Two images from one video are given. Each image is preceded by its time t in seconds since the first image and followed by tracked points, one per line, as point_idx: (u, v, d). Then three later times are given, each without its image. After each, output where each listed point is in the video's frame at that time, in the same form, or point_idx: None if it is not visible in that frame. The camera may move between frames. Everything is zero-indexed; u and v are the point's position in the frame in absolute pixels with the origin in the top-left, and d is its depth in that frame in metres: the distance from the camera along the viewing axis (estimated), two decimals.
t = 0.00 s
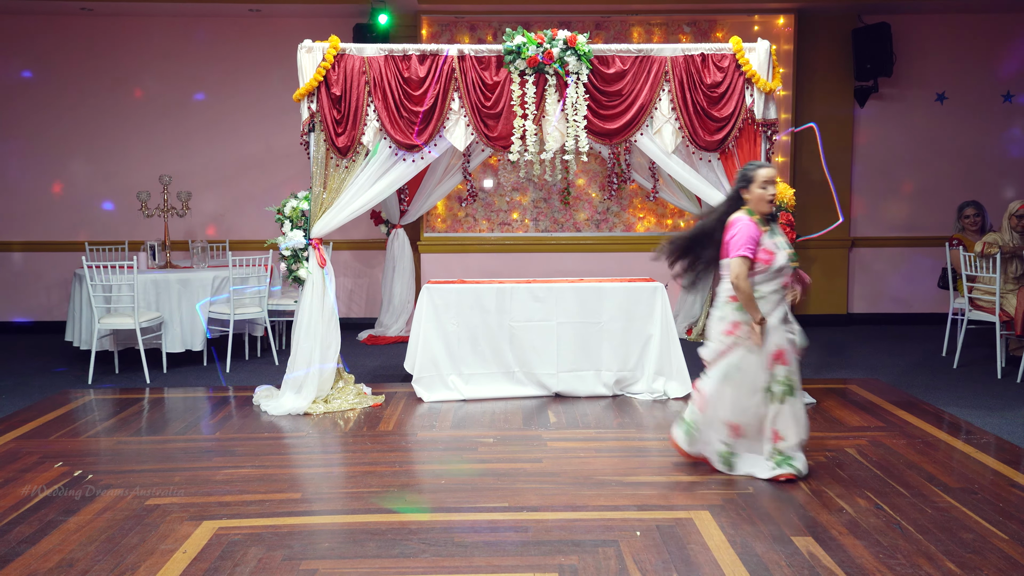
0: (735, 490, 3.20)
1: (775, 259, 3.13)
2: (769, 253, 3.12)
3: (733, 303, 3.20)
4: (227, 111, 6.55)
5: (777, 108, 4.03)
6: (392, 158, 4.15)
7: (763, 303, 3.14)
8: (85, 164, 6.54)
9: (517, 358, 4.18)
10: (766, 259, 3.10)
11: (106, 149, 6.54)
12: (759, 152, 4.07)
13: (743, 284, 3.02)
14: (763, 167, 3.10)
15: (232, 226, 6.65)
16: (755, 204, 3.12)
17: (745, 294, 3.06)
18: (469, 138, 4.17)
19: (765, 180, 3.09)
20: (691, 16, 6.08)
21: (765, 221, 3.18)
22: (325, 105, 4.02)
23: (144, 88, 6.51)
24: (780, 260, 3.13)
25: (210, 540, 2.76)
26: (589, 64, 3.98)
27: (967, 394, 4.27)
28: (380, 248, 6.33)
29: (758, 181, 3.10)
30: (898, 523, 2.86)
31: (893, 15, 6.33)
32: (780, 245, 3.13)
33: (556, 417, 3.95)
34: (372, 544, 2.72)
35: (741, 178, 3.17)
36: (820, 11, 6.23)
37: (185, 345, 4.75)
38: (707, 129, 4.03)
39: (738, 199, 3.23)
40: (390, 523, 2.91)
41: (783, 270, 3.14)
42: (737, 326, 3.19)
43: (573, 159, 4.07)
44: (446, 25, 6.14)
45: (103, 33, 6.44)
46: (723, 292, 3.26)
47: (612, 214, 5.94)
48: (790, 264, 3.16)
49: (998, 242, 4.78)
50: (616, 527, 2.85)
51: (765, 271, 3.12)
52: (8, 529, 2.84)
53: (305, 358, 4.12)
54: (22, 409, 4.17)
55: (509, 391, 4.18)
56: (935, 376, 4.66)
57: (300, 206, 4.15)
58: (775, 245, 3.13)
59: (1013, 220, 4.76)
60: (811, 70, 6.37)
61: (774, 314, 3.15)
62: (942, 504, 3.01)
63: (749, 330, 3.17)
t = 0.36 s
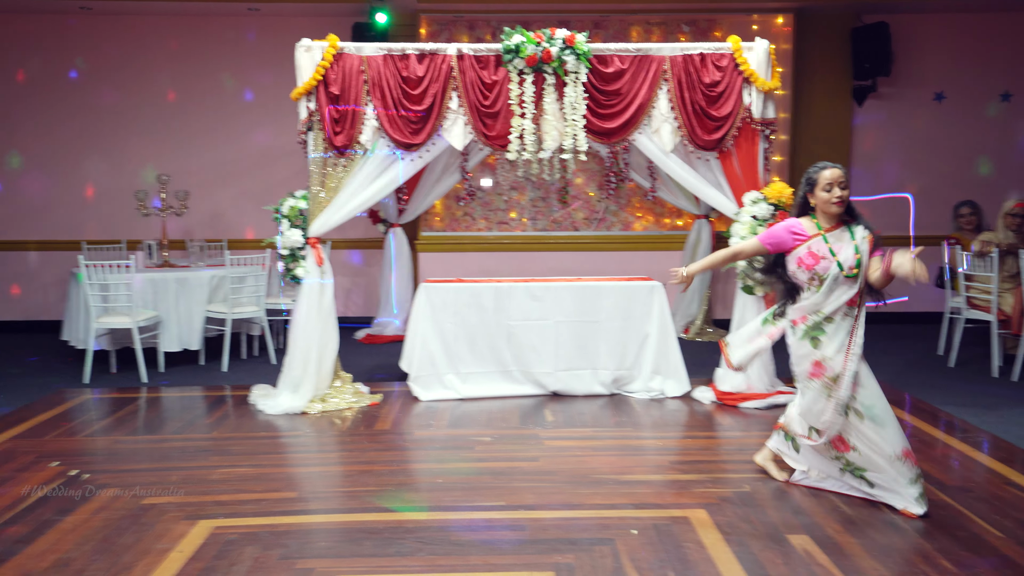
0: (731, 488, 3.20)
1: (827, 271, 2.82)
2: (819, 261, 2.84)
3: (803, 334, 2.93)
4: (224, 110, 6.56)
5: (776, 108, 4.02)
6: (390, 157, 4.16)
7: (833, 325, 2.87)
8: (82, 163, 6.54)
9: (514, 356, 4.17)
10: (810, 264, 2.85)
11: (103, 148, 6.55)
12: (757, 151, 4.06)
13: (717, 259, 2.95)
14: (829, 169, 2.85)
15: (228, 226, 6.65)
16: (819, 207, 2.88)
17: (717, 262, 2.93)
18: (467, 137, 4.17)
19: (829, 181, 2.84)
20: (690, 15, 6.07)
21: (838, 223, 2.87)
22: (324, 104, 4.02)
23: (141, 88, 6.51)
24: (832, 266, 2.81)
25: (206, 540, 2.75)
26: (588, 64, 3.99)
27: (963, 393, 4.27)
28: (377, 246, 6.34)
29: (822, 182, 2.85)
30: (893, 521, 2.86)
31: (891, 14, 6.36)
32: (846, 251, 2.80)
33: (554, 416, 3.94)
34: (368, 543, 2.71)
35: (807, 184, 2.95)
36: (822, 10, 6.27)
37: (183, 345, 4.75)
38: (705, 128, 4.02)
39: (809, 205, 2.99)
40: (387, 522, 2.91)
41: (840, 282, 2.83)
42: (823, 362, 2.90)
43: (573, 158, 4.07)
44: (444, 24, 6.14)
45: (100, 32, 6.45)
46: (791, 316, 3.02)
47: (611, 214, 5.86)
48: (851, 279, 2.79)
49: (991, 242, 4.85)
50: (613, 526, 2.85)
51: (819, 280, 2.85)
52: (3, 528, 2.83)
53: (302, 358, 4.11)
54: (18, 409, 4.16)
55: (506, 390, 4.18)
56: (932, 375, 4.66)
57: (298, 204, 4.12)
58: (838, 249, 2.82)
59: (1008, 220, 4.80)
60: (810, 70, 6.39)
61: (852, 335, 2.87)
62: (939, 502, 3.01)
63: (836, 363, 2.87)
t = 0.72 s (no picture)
0: (654, 481, 3.23)
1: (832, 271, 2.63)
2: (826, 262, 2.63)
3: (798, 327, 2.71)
4: (148, 106, 6.39)
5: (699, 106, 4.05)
6: (314, 154, 4.10)
7: (833, 319, 2.67)
8: None
9: (440, 354, 4.15)
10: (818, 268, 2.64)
11: (20, 145, 6.30)
12: (680, 148, 4.08)
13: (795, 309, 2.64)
14: (832, 165, 2.64)
15: (149, 224, 6.47)
16: (820, 206, 2.66)
17: (807, 321, 2.60)
18: (393, 133, 4.13)
19: (833, 178, 2.62)
20: (614, 14, 6.15)
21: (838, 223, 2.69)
22: (246, 99, 3.92)
23: (60, 82, 6.29)
24: (841, 270, 2.63)
25: (121, 548, 2.66)
26: (515, 61, 3.97)
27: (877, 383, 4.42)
28: (300, 245, 6.25)
29: (825, 179, 2.63)
30: (809, 509, 2.93)
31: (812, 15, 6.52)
32: (850, 251, 2.63)
33: (480, 413, 3.94)
34: (291, 546, 2.66)
35: (809, 177, 2.71)
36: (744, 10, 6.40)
37: (97, 347, 4.60)
38: (629, 125, 4.05)
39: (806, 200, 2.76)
40: (311, 523, 2.86)
41: (848, 283, 2.64)
42: (817, 356, 2.67)
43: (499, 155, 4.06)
44: (371, 18, 6.06)
45: (15, 24, 6.20)
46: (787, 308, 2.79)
47: (537, 210, 5.87)
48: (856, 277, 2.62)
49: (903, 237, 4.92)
50: (538, 521, 2.85)
51: (828, 280, 2.64)
52: None
53: (223, 358, 4.02)
54: None
55: (432, 388, 4.16)
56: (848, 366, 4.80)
57: (218, 201, 3.96)
58: (843, 250, 2.63)
59: (918, 215, 4.89)
60: (734, 69, 6.51)
61: (850, 331, 2.68)
62: (852, 489, 3.09)
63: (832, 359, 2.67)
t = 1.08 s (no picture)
0: (554, 477, 3.27)
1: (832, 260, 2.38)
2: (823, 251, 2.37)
3: (788, 318, 2.43)
4: (29, 102, 6.07)
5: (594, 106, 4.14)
6: (206, 151, 4.00)
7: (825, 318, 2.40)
8: None
9: (338, 355, 4.11)
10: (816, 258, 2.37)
11: None
12: (576, 148, 4.16)
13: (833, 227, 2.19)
14: (806, 151, 2.41)
15: (28, 226, 6.14)
16: (796, 196, 2.45)
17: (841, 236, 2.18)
18: (287, 131, 4.06)
19: (810, 166, 2.40)
20: (509, 14, 6.22)
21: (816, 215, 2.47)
22: (131, 95, 3.76)
23: None
24: (835, 258, 2.38)
25: None
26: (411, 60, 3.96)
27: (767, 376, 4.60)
28: (192, 246, 6.07)
29: (801, 168, 2.41)
30: (702, 499, 3.01)
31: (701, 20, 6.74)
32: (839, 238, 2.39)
33: (380, 414, 3.91)
34: (182, 556, 2.57)
35: (780, 165, 2.49)
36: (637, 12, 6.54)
37: None
38: (526, 125, 4.08)
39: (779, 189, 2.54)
40: (204, 532, 2.77)
41: (841, 272, 2.40)
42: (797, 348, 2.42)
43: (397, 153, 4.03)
44: (262, 14, 5.94)
45: None
46: (771, 302, 2.48)
47: (436, 209, 5.95)
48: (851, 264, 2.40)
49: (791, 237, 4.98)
50: (439, 522, 2.84)
51: (822, 271, 2.38)
52: None
53: (109, 364, 3.87)
54: None
55: (330, 390, 4.11)
56: (739, 359, 4.97)
57: (103, 201, 3.83)
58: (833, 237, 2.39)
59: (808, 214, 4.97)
60: (630, 70, 6.66)
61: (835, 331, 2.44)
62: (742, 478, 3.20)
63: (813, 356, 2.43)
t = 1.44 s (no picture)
0: (450, 477, 3.25)
1: (776, 287, 2.26)
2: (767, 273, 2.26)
3: (750, 361, 2.33)
4: None
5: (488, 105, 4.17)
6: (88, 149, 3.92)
7: (787, 350, 2.29)
8: None
9: (227, 360, 4.01)
10: (757, 281, 2.27)
11: None
12: (471, 147, 4.18)
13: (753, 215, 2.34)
14: (754, 166, 2.31)
15: None
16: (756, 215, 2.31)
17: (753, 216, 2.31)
18: (173, 129, 3.95)
19: (759, 180, 2.29)
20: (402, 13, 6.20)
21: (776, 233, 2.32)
22: None
23: None
24: (783, 284, 2.26)
25: None
26: (303, 58, 3.88)
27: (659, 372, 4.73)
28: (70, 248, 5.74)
29: (751, 184, 2.31)
30: (595, 494, 3.05)
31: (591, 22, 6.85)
32: (791, 261, 2.27)
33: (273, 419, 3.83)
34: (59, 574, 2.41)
35: (730, 185, 2.38)
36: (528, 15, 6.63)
37: None
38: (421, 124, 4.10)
39: (733, 210, 2.41)
40: (82, 548, 2.60)
41: (791, 298, 2.28)
42: (795, 394, 2.28)
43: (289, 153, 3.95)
44: (144, 7, 5.74)
45: None
46: (727, 338, 2.40)
47: (329, 210, 5.94)
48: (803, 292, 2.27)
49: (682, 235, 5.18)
50: (333, 527, 2.78)
51: (769, 298, 2.28)
52: None
53: None
54: None
55: (219, 396, 4.00)
56: (632, 356, 5.09)
57: None
58: (783, 260, 2.27)
59: (696, 214, 5.18)
60: (523, 71, 6.71)
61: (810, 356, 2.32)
62: (633, 472, 3.26)
63: (809, 389, 2.29)
